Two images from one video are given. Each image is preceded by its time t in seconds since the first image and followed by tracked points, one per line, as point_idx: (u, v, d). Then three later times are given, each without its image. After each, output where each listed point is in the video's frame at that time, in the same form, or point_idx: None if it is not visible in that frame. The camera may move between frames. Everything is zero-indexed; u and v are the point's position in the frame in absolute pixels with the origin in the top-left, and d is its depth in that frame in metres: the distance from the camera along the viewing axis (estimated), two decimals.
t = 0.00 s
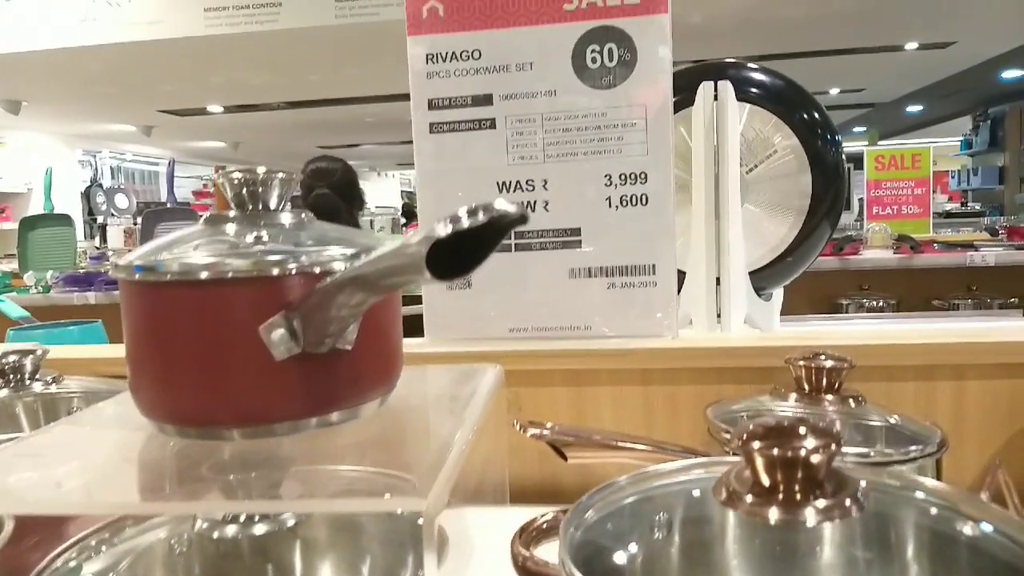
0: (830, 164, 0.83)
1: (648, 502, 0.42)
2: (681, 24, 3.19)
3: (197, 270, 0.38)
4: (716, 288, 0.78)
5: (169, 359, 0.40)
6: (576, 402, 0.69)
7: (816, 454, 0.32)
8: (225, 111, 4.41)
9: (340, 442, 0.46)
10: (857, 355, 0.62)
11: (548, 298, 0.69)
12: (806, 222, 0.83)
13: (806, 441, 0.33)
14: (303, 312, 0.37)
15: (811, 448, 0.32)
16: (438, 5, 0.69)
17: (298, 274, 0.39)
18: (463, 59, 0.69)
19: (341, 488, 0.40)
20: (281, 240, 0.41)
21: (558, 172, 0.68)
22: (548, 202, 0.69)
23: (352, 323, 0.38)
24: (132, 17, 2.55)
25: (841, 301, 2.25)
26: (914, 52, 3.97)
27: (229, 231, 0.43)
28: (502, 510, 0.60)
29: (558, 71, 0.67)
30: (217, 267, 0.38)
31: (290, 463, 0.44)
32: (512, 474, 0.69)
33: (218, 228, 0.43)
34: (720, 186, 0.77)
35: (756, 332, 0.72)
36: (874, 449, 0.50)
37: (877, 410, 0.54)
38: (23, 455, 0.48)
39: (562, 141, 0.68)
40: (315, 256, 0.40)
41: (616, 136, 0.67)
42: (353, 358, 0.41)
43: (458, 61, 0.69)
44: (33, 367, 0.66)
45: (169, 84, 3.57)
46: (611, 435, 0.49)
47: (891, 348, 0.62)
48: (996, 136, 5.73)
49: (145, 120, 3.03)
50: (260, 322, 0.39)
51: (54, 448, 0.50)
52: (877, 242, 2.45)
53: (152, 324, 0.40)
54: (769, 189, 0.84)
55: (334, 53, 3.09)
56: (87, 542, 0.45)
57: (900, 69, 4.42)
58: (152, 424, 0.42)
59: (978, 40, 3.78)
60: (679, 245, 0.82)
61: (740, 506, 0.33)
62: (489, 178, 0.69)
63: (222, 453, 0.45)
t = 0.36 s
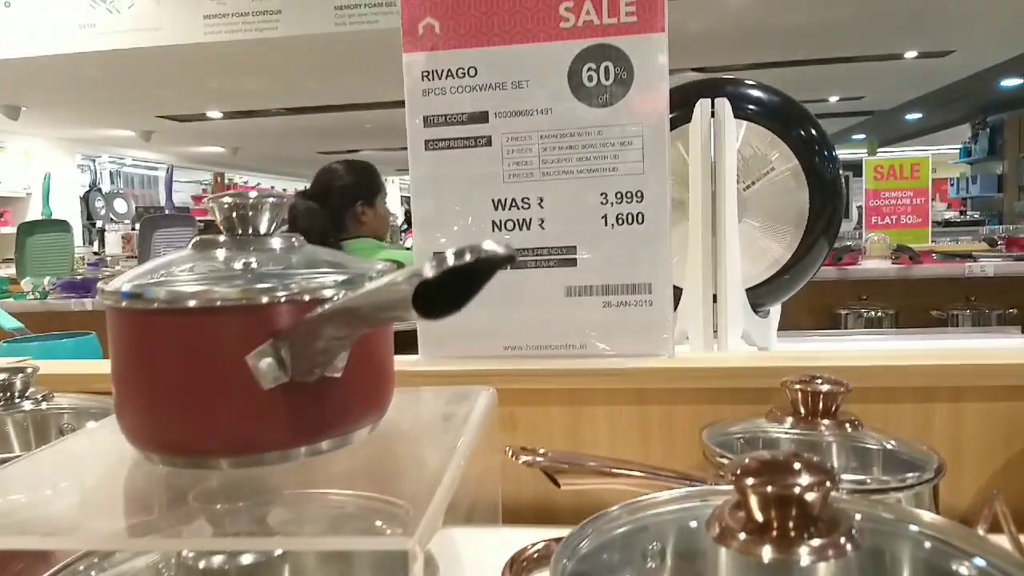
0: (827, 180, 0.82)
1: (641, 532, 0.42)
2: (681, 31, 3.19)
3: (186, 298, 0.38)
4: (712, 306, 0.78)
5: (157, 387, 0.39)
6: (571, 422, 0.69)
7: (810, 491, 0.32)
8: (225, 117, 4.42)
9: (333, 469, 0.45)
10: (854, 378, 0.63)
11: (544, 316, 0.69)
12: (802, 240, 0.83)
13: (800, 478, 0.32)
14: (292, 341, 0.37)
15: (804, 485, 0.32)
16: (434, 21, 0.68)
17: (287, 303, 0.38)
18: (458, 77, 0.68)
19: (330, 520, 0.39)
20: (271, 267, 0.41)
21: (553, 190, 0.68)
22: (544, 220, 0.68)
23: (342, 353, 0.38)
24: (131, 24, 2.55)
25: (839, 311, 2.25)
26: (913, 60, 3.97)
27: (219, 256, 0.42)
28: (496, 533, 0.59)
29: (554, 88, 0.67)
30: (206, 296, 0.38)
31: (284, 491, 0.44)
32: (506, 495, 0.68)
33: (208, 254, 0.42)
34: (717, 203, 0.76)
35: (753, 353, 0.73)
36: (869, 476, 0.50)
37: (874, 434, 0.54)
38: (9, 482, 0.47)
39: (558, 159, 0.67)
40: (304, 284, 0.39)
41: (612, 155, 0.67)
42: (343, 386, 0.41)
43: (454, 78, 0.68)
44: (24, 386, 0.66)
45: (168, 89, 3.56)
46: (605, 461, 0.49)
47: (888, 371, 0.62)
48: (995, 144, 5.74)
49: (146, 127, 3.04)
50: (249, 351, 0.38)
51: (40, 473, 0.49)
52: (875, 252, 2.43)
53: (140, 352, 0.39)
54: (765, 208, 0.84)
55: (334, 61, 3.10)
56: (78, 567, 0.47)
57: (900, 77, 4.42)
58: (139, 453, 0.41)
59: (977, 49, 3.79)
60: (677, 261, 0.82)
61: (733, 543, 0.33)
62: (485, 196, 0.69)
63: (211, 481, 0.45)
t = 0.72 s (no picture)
0: (820, 192, 0.83)
1: (635, 552, 0.42)
2: (674, 40, 3.20)
3: (174, 318, 0.37)
4: (706, 318, 0.77)
5: (145, 407, 0.38)
6: (565, 436, 0.69)
7: (805, 513, 0.31)
8: (219, 123, 4.41)
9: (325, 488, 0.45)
10: (847, 393, 0.63)
11: (538, 331, 0.68)
12: (795, 253, 0.83)
13: (795, 501, 0.32)
14: (281, 361, 0.36)
15: (800, 507, 0.32)
16: (426, 34, 0.68)
17: (277, 322, 0.38)
18: (451, 90, 0.68)
19: (321, 542, 0.39)
20: (260, 286, 0.40)
21: (546, 202, 0.67)
22: (537, 233, 0.67)
23: (331, 373, 0.37)
24: (125, 31, 2.54)
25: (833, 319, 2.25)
26: (905, 68, 3.99)
27: (209, 273, 0.42)
28: (490, 550, 0.59)
29: (546, 101, 0.66)
30: (194, 316, 0.37)
31: (274, 511, 0.43)
32: (500, 511, 0.68)
33: (198, 272, 0.42)
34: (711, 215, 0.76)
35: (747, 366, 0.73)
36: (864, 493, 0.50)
37: (868, 449, 0.54)
38: None
39: (550, 172, 0.67)
40: (294, 303, 0.39)
41: (606, 169, 0.66)
42: (333, 405, 0.40)
43: (446, 91, 0.68)
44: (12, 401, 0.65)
45: (162, 96, 3.56)
46: (599, 480, 0.48)
47: (882, 385, 0.62)
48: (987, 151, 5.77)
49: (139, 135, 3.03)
50: (238, 372, 0.38)
51: (27, 491, 0.49)
52: (868, 261, 2.45)
53: (128, 371, 0.39)
54: (762, 219, 0.83)
55: (329, 69, 3.11)
56: None
57: (892, 85, 4.45)
58: (127, 473, 0.41)
59: (969, 58, 3.81)
60: (670, 273, 0.82)
61: (726, 566, 0.32)
62: (478, 208, 0.68)
63: (200, 501, 0.44)
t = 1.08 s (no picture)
0: (822, 196, 0.83)
1: (639, 559, 0.41)
2: (677, 43, 3.20)
3: (178, 327, 0.37)
4: (709, 323, 0.77)
5: (149, 415, 0.39)
6: (568, 440, 0.69)
7: (808, 521, 0.31)
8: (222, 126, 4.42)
9: (327, 495, 0.45)
10: (850, 397, 0.63)
11: (541, 335, 0.68)
12: (799, 258, 0.83)
13: (799, 510, 0.32)
14: (284, 369, 0.36)
15: (803, 515, 0.31)
16: (429, 41, 0.68)
17: (279, 330, 0.38)
18: (453, 96, 0.68)
19: (324, 549, 0.39)
20: (263, 294, 0.40)
21: (549, 207, 0.67)
22: (539, 238, 0.67)
23: (334, 381, 0.37)
24: (128, 35, 2.54)
25: (837, 321, 2.25)
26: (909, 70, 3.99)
27: (211, 281, 0.42)
28: (493, 556, 0.59)
29: (548, 107, 0.66)
30: (198, 324, 0.37)
31: (277, 518, 0.43)
32: (503, 516, 0.68)
33: (201, 280, 0.42)
34: (713, 220, 0.76)
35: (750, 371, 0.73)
36: (868, 500, 0.49)
37: (872, 455, 0.53)
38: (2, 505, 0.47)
39: (552, 177, 0.67)
40: (297, 311, 0.39)
41: (607, 174, 0.66)
42: (336, 413, 0.40)
43: (448, 97, 0.68)
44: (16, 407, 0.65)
45: (165, 100, 3.56)
46: (603, 486, 0.48)
47: (885, 390, 0.62)
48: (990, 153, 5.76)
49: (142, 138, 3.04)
50: (241, 380, 0.38)
51: (32, 497, 0.49)
52: (872, 262, 2.45)
53: (132, 379, 0.39)
54: (765, 224, 0.84)
55: (332, 72, 3.11)
56: None
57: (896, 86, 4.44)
58: (130, 480, 0.41)
59: (973, 59, 3.80)
60: (672, 277, 0.82)
61: (730, 575, 0.32)
62: (480, 213, 0.68)
63: (202, 508, 0.44)
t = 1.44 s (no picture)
0: (831, 195, 0.83)
1: (647, 556, 0.42)
2: (683, 41, 3.19)
3: (188, 326, 0.38)
4: (717, 321, 0.77)
5: (160, 414, 0.39)
6: (576, 439, 0.69)
7: (815, 519, 0.32)
8: (229, 126, 4.44)
9: (337, 493, 0.45)
10: (858, 395, 0.63)
11: (548, 333, 0.68)
12: (807, 256, 0.83)
13: (807, 507, 0.32)
14: (294, 368, 0.37)
15: (810, 513, 0.32)
16: (436, 41, 0.68)
17: (290, 329, 0.38)
18: (460, 95, 0.68)
19: (334, 546, 0.39)
20: (272, 294, 0.41)
21: (556, 206, 0.67)
22: (547, 237, 0.68)
23: (343, 380, 0.38)
24: (135, 35, 2.56)
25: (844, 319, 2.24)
26: (915, 67, 3.98)
27: (221, 280, 0.42)
28: (502, 555, 0.59)
29: (554, 107, 0.66)
30: (208, 324, 0.38)
31: (288, 515, 0.44)
32: (511, 514, 0.68)
33: (211, 279, 0.43)
34: (720, 218, 0.76)
35: (757, 369, 0.73)
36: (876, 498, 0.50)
37: (880, 453, 0.53)
38: (14, 502, 0.48)
39: (558, 177, 0.67)
40: (307, 311, 0.39)
41: (614, 174, 0.66)
42: (345, 412, 0.41)
43: (455, 96, 0.68)
44: (27, 406, 0.66)
45: (172, 100, 3.57)
46: (610, 484, 0.48)
47: (894, 389, 0.62)
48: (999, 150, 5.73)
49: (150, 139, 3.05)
50: (250, 380, 0.38)
51: (43, 494, 0.49)
52: (879, 261, 2.45)
53: (143, 378, 0.39)
54: (772, 221, 0.84)
55: (340, 72, 3.12)
56: None
57: (904, 83, 4.42)
58: (141, 478, 0.41)
59: (982, 56, 3.78)
60: (680, 275, 0.82)
61: (739, 572, 0.32)
62: (487, 212, 0.68)
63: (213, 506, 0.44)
